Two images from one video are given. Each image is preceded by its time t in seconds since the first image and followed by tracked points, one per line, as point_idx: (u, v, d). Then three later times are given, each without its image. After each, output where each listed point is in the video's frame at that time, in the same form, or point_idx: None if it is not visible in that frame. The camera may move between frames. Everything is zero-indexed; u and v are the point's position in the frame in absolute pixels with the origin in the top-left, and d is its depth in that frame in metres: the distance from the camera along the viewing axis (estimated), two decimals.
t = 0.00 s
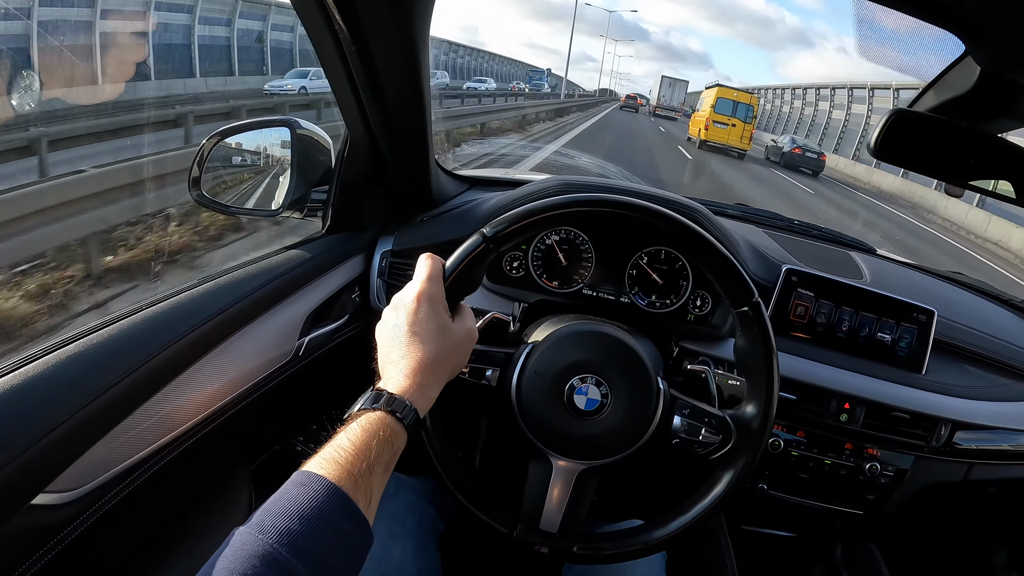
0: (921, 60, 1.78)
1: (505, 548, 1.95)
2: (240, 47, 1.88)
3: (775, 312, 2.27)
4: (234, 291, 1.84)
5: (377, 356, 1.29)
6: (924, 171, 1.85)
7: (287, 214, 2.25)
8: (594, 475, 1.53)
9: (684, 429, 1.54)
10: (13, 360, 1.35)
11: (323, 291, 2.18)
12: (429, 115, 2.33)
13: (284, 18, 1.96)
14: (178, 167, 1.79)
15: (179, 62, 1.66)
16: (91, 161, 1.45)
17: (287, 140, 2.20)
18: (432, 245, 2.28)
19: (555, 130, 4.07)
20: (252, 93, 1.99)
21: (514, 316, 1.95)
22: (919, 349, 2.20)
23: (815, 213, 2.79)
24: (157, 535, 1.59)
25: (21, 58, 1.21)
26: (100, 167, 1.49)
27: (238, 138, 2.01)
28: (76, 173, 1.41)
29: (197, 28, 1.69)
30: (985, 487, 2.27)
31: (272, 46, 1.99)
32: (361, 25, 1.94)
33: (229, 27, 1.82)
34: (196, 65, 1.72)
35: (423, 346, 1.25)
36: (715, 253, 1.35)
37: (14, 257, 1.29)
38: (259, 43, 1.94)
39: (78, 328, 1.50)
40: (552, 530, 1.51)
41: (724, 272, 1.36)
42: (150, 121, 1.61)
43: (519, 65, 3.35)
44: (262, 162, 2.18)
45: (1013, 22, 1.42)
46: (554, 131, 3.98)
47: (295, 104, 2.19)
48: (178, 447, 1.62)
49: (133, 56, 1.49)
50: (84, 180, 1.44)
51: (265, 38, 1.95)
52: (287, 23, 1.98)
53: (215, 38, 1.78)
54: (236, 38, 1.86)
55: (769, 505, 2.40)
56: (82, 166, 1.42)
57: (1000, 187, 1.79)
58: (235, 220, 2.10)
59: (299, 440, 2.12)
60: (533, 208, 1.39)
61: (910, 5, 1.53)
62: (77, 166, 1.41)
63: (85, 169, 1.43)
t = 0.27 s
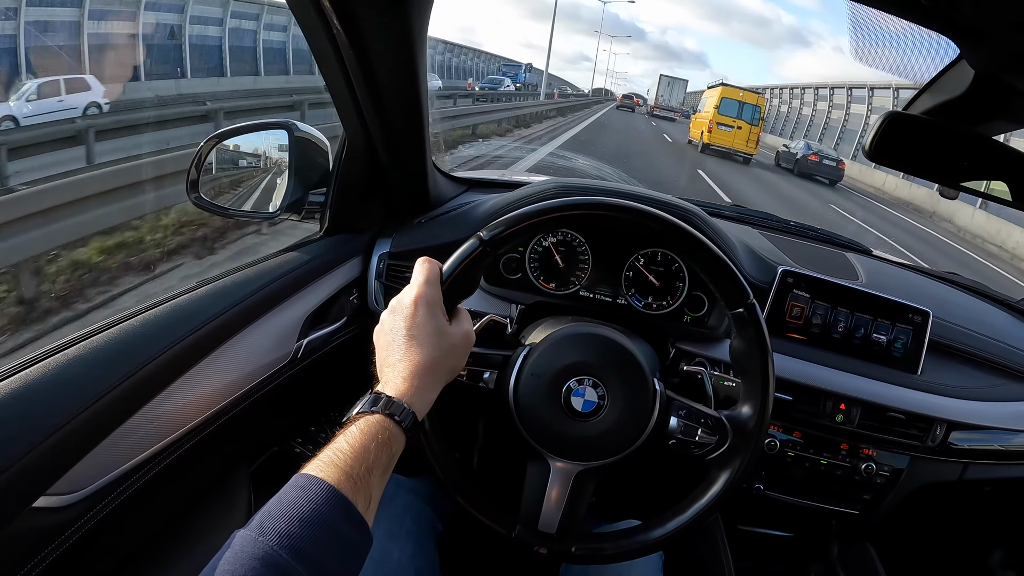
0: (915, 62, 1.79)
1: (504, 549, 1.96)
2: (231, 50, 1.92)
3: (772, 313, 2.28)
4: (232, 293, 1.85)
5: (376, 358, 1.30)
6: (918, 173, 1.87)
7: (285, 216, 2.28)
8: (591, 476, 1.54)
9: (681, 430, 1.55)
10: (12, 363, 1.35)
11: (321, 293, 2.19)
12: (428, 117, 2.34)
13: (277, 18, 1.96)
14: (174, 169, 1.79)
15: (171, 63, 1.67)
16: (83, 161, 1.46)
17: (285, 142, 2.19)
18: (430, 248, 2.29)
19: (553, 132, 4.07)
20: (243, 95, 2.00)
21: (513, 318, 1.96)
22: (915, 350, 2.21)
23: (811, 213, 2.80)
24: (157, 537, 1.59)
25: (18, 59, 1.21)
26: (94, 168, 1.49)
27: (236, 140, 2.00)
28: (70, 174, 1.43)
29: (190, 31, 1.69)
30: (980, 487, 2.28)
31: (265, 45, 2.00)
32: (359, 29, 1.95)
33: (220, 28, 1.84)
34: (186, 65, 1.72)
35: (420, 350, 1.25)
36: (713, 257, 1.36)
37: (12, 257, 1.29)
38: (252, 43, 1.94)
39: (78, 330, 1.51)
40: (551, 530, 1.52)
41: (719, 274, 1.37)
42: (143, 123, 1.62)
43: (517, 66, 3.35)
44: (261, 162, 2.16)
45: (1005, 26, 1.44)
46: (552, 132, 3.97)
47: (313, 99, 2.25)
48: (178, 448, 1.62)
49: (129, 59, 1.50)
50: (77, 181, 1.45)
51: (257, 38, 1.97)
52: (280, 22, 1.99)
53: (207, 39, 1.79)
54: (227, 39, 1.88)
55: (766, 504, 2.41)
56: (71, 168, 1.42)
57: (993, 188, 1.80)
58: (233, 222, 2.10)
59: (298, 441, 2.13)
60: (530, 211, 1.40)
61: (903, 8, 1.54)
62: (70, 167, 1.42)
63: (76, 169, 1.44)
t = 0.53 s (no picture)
0: (916, 59, 1.78)
1: (502, 548, 1.95)
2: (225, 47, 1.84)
3: (770, 310, 2.27)
4: (229, 292, 1.85)
5: (373, 360, 1.29)
6: (916, 171, 1.87)
7: (282, 214, 2.28)
8: (591, 474, 1.54)
9: (681, 427, 1.55)
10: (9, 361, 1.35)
11: (318, 292, 2.18)
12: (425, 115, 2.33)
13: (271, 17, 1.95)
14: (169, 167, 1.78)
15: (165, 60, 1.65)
16: (78, 160, 1.45)
17: (282, 138, 2.22)
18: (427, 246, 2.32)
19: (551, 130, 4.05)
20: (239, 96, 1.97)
21: (513, 316, 1.96)
22: (914, 347, 2.21)
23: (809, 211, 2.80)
24: (153, 537, 1.58)
25: (16, 59, 1.20)
26: (89, 167, 1.48)
27: (233, 137, 2.04)
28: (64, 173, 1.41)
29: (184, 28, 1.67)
30: (981, 485, 2.28)
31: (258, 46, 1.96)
32: (356, 27, 1.93)
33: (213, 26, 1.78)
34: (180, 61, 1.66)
35: (418, 350, 1.25)
36: (713, 254, 1.36)
37: (6, 257, 1.28)
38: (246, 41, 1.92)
39: (72, 329, 1.50)
40: (551, 529, 1.52)
41: (718, 269, 1.36)
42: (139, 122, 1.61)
43: (514, 66, 3.33)
44: (257, 161, 2.20)
45: (1005, 23, 1.43)
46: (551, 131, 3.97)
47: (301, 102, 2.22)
48: (176, 448, 1.61)
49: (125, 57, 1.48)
50: (73, 180, 1.44)
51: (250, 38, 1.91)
52: (275, 21, 1.95)
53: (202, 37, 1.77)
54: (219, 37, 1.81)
55: (765, 503, 2.41)
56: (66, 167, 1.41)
57: (990, 185, 1.81)
58: (230, 220, 2.09)
59: (296, 440, 2.12)
60: (528, 208, 1.39)
61: (904, 3, 1.53)
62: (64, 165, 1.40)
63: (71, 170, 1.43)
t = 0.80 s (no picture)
0: (910, 61, 1.80)
1: (500, 549, 1.96)
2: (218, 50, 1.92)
3: (766, 312, 2.28)
4: (227, 294, 1.86)
5: (371, 365, 1.29)
6: (910, 173, 1.88)
7: (280, 216, 2.26)
8: (588, 475, 1.55)
9: (677, 427, 1.56)
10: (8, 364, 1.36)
11: (315, 294, 2.18)
12: (422, 117, 2.34)
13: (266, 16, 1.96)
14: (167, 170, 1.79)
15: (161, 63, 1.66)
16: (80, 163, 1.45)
17: (280, 142, 2.19)
18: (425, 248, 2.33)
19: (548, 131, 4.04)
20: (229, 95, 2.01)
21: (509, 317, 1.97)
22: (909, 349, 2.23)
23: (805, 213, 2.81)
24: (153, 538, 1.59)
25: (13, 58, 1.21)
26: (88, 170, 1.48)
27: (232, 140, 2.03)
28: (65, 176, 1.42)
29: (174, 29, 1.69)
30: (976, 486, 2.29)
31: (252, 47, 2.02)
32: (353, 30, 1.94)
33: (206, 28, 1.83)
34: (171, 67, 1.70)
35: (415, 353, 1.25)
36: (709, 257, 1.36)
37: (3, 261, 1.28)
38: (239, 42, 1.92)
39: (71, 331, 1.51)
40: (549, 530, 1.52)
41: (713, 272, 1.37)
42: (136, 124, 1.62)
43: (514, 67, 3.34)
44: (256, 164, 2.19)
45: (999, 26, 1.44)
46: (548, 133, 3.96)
47: (284, 104, 2.23)
48: (176, 450, 1.61)
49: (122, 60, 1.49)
50: (73, 183, 1.44)
51: (243, 39, 1.98)
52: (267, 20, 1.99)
53: (196, 40, 1.78)
54: (212, 38, 1.88)
55: (762, 504, 2.42)
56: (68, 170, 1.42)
57: (983, 187, 1.82)
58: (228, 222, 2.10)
59: (294, 441, 2.13)
60: (523, 212, 1.40)
61: (897, 7, 1.54)
62: (63, 167, 1.41)
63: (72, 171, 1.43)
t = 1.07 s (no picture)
0: (908, 56, 1.79)
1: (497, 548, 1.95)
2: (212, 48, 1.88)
3: (764, 310, 2.27)
4: (222, 293, 1.85)
5: (365, 365, 1.28)
6: (908, 169, 1.87)
7: (275, 215, 2.25)
8: (585, 473, 1.54)
9: (675, 424, 1.56)
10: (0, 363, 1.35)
11: (310, 293, 2.17)
12: (417, 116, 2.33)
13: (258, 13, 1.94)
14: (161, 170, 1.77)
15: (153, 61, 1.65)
16: (76, 162, 1.44)
17: (275, 140, 2.19)
18: (421, 246, 2.33)
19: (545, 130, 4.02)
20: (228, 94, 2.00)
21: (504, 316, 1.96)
22: (907, 346, 2.22)
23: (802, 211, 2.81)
24: (149, 538, 1.57)
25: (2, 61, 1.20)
26: (83, 168, 1.47)
27: (227, 140, 2.02)
28: (63, 174, 1.40)
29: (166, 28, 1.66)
30: (975, 482, 2.28)
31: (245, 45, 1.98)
32: (347, 28, 1.93)
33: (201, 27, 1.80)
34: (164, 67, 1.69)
35: (408, 353, 1.24)
36: (705, 252, 1.35)
37: None
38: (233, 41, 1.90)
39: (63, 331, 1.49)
40: (547, 530, 1.52)
41: (709, 267, 1.36)
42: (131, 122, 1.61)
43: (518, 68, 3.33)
44: (252, 163, 2.19)
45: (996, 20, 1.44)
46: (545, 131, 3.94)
47: (274, 103, 2.17)
48: (170, 450, 1.60)
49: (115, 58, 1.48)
50: (71, 181, 1.43)
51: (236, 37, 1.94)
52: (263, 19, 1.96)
53: (190, 38, 1.77)
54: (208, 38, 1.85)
55: (760, 502, 2.41)
56: (68, 167, 1.41)
57: (979, 183, 1.82)
58: (223, 221, 2.09)
59: (289, 441, 2.11)
60: (516, 209, 1.38)
61: (894, 2, 1.53)
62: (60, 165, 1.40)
63: (69, 169, 1.42)
